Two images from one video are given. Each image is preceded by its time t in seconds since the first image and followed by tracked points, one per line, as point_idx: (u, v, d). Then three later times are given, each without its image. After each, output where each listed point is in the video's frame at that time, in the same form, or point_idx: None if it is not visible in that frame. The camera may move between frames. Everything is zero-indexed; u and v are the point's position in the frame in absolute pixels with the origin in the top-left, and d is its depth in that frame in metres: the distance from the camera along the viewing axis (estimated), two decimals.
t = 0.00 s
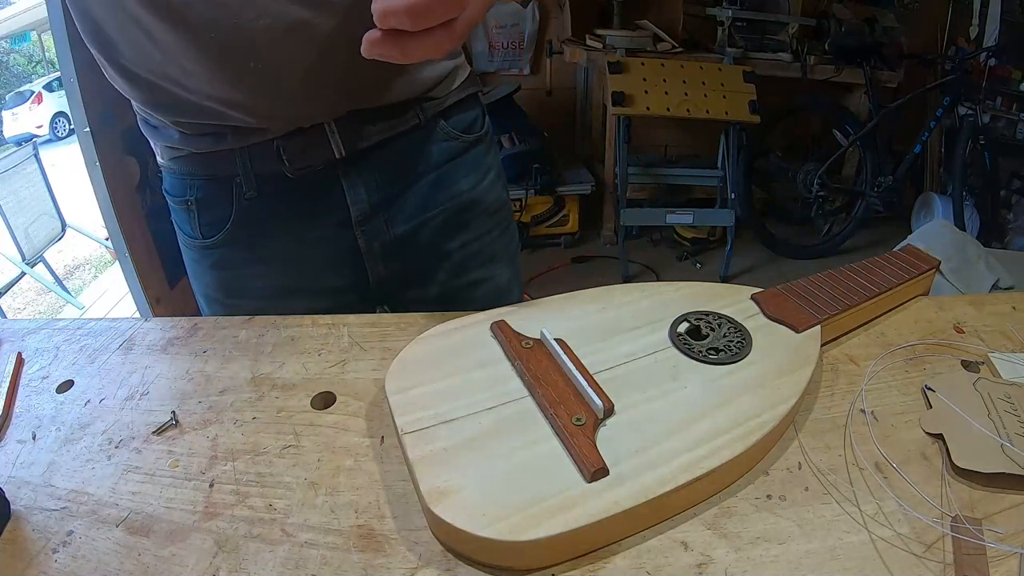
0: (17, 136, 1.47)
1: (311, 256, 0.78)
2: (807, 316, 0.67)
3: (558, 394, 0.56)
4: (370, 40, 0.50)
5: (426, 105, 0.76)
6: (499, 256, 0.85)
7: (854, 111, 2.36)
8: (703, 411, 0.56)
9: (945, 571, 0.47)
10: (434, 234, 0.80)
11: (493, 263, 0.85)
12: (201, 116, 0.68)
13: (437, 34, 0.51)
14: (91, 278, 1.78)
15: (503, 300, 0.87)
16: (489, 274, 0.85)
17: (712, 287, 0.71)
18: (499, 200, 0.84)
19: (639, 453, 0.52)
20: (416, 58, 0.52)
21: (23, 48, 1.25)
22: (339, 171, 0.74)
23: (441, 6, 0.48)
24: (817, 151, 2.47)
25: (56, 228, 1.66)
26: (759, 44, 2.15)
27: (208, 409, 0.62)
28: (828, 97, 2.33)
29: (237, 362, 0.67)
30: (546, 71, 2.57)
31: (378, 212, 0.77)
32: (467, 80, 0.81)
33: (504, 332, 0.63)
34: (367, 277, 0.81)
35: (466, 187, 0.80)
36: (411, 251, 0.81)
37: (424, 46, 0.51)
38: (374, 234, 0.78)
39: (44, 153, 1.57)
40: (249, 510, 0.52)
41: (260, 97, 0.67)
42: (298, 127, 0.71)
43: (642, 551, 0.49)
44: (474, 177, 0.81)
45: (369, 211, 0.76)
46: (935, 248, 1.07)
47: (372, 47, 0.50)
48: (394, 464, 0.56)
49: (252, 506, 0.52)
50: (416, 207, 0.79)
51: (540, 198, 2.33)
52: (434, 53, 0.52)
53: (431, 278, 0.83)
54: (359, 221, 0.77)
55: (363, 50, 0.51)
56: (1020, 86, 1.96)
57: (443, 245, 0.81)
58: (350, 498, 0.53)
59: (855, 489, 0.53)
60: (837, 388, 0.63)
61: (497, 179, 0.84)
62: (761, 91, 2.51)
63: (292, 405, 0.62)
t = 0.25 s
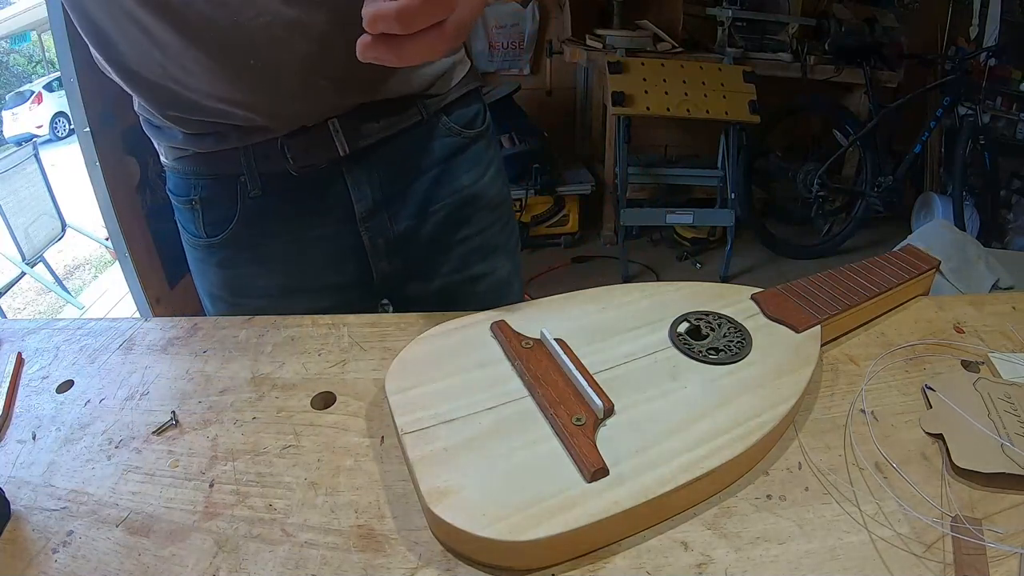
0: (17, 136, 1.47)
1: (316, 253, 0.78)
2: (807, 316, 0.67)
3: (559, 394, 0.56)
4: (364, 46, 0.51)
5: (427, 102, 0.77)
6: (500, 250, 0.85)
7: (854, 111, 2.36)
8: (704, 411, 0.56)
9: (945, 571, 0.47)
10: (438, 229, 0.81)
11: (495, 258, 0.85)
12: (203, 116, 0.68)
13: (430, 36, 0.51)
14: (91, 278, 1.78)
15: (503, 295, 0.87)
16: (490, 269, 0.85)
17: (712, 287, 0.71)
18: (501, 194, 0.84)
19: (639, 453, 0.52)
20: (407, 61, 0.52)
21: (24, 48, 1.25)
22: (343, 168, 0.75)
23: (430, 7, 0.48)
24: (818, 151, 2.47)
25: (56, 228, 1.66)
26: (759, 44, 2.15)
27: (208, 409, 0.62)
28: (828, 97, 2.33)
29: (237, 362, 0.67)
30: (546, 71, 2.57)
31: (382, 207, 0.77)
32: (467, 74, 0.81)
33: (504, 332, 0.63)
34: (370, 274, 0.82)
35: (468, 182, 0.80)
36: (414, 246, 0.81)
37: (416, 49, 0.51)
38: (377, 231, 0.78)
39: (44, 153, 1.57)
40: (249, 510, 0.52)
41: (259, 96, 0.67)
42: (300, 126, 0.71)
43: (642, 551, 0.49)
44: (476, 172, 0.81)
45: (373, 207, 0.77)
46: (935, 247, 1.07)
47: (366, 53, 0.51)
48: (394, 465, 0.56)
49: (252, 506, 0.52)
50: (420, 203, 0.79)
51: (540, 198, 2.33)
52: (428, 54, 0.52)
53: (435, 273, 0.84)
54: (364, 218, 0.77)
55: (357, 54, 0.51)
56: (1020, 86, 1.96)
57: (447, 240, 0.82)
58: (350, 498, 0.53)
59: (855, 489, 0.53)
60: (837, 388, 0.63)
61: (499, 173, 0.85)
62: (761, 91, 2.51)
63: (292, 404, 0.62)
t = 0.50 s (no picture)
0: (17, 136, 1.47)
1: (315, 253, 0.78)
2: (807, 316, 0.67)
3: (558, 394, 0.56)
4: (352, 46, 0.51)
5: (426, 100, 0.77)
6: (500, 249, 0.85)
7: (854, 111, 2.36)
8: (704, 411, 0.56)
9: (945, 571, 0.47)
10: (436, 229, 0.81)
11: (495, 257, 0.85)
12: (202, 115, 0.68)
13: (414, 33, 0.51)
14: (91, 278, 1.78)
15: (504, 293, 0.87)
16: (490, 268, 0.85)
17: (712, 287, 0.71)
18: (500, 193, 0.84)
19: (640, 452, 0.52)
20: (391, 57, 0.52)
21: (24, 48, 1.25)
22: (341, 167, 0.75)
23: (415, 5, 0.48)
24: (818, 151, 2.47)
25: (56, 228, 1.67)
26: (759, 44, 2.15)
27: (208, 409, 0.62)
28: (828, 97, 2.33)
29: (237, 363, 0.67)
30: (546, 71, 2.57)
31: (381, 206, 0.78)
32: (465, 73, 0.81)
33: (504, 332, 0.63)
34: (369, 273, 0.82)
35: (467, 182, 0.80)
36: (413, 246, 0.81)
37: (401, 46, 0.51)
38: (376, 230, 0.78)
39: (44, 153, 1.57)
40: (249, 510, 0.52)
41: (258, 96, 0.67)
42: (299, 125, 0.71)
43: (642, 551, 0.49)
44: (475, 171, 0.81)
45: (371, 207, 0.77)
46: (935, 247, 1.07)
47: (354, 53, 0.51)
48: (394, 465, 0.56)
49: (252, 506, 0.52)
50: (418, 202, 0.79)
51: (540, 198, 2.33)
52: (415, 52, 0.52)
53: (434, 272, 0.84)
54: (362, 217, 0.77)
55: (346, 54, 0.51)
56: (1020, 86, 1.96)
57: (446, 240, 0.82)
58: (350, 498, 0.53)
59: (855, 489, 0.53)
60: (837, 387, 0.63)
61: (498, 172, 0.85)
62: (761, 91, 2.51)
63: (292, 404, 0.62)
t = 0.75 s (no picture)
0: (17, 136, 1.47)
1: (307, 256, 0.78)
2: (807, 316, 0.67)
3: (558, 394, 0.56)
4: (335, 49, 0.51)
5: (418, 104, 0.77)
6: (496, 255, 0.85)
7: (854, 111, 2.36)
8: (705, 411, 0.56)
9: (945, 571, 0.47)
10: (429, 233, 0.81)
11: (491, 262, 0.85)
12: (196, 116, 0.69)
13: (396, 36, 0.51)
14: (91, 278, 1.78)
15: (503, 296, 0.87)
16: (485, 274, 0.85)
17: (712, 287, 0.71)
18: (496, 198, 0.84)
19: (640, 452, 0.52)
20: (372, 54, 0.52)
21: (24, 48, 1.24)
22: (331, 170, 0.75)
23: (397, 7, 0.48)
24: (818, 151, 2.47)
25: (56, 228, 1.67)
26: (759, 44, 2.15)
27: (208, 409, 0.62)
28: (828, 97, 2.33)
29: (237, 363, 0.67)
30: (546, 71, 2.57)
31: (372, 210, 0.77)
32: (460, 77, 0.81)
33: (504, 332, 0.63)
34: (362, 277, 0.82)
35: (461, 186, 0.80)
36: (405, 250, 0.81)
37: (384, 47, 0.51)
38: (367, 234, 0.78)
39: (44, 153, 1.57)
40: (249, 510, 0.52)
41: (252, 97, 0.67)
42: (289, 127, 0.71)
43: (642, 551, 0.49)
44: (470, 175, 0.81)
45: (362, 210, 0.77)
46: (935, 247, 1.07)
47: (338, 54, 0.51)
48: (394, 465, 0.56)
49: (252, 506, 0.52)
50: (412, 205, 0.79)
51: (540, 198, 2.33)
52: (398, 54, 0.52)
53: (430, 276, 0.84)
54: (353, 221, 0.77)
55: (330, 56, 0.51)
56: (1020, 86, 1.96)
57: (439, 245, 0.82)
58: (350, 498, 0.53)
59: (855, 489, 0.53)
60: (838, 387, 0.63)
61: (495, 177, 0.84)
62: (761, 91, 2.51)
63: (292, 404, 0.62)
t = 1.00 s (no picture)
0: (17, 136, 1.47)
1: (291, 261, 0.78)
2: (807, 316, 0.67)
3: (558, 394, 0.56)
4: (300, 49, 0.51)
5: (407, 113, 0.76)
6: (485, 270, 0.85)
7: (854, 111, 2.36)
8: (705, 411, 0.56)
9: (945, 571, 0.47)
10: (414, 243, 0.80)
11: (481, 274, 0.84)
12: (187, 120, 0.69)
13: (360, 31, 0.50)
14: (91, 278, 1.78)
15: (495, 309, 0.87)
16: (475, 286, 0.84)
17: (712, 287, 0.71)
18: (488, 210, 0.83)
19: (640, 452, 0.52)
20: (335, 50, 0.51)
21: (24, 48, 1.24)
22: (313, 176, 0.75)
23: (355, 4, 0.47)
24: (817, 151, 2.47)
25: (56, 228, 1.67)
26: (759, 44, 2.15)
27: (208, 409, 0.62)
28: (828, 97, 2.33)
29: (237, 363, 0.67)
30: (546, 71, 2.57)
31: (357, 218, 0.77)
32: (453, 88, 0.80)
33: (504, 332, 0.63)
34: (346, 284, 0.82)
35: (450, 197, 0.80)
36: (390, 258, 0.81)
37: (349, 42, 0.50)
38: (350, 242, 0.78)
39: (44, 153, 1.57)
40: (249, 510, 0.52)
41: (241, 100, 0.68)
42: (271, 132, 0.72)
43: (643, 551, 0.49)
44: (460, 186, 0.80)
45: (345, 218, 0.77)
46: (935, 247, 1.07)
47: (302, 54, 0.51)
48: (395, 465, 0.56)
49: (252, 506, 0.52)
50: (398, 215, 0.78)
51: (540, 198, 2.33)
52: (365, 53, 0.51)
53: (415, 285, 0.83)
54: (336, 228, 0.77)
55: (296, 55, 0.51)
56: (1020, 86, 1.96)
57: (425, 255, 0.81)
58: (350, 498, 0.53)
59: (855, 489, 0.53)
60: (838, 387, 0.63)
61: (487, 190, 0.83)
62: (761, 91, 2.51)
63: (292, 404, 0.62)
